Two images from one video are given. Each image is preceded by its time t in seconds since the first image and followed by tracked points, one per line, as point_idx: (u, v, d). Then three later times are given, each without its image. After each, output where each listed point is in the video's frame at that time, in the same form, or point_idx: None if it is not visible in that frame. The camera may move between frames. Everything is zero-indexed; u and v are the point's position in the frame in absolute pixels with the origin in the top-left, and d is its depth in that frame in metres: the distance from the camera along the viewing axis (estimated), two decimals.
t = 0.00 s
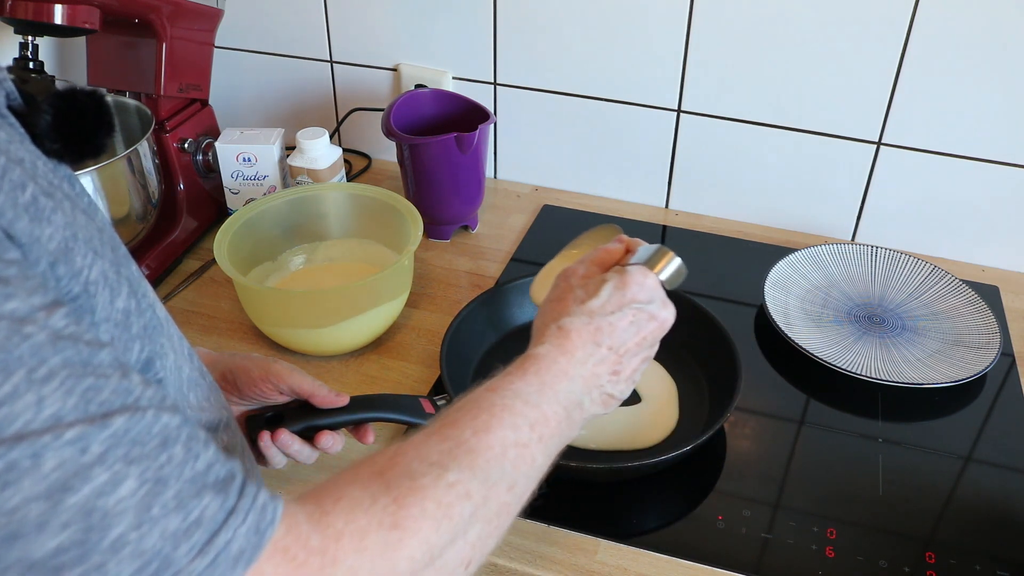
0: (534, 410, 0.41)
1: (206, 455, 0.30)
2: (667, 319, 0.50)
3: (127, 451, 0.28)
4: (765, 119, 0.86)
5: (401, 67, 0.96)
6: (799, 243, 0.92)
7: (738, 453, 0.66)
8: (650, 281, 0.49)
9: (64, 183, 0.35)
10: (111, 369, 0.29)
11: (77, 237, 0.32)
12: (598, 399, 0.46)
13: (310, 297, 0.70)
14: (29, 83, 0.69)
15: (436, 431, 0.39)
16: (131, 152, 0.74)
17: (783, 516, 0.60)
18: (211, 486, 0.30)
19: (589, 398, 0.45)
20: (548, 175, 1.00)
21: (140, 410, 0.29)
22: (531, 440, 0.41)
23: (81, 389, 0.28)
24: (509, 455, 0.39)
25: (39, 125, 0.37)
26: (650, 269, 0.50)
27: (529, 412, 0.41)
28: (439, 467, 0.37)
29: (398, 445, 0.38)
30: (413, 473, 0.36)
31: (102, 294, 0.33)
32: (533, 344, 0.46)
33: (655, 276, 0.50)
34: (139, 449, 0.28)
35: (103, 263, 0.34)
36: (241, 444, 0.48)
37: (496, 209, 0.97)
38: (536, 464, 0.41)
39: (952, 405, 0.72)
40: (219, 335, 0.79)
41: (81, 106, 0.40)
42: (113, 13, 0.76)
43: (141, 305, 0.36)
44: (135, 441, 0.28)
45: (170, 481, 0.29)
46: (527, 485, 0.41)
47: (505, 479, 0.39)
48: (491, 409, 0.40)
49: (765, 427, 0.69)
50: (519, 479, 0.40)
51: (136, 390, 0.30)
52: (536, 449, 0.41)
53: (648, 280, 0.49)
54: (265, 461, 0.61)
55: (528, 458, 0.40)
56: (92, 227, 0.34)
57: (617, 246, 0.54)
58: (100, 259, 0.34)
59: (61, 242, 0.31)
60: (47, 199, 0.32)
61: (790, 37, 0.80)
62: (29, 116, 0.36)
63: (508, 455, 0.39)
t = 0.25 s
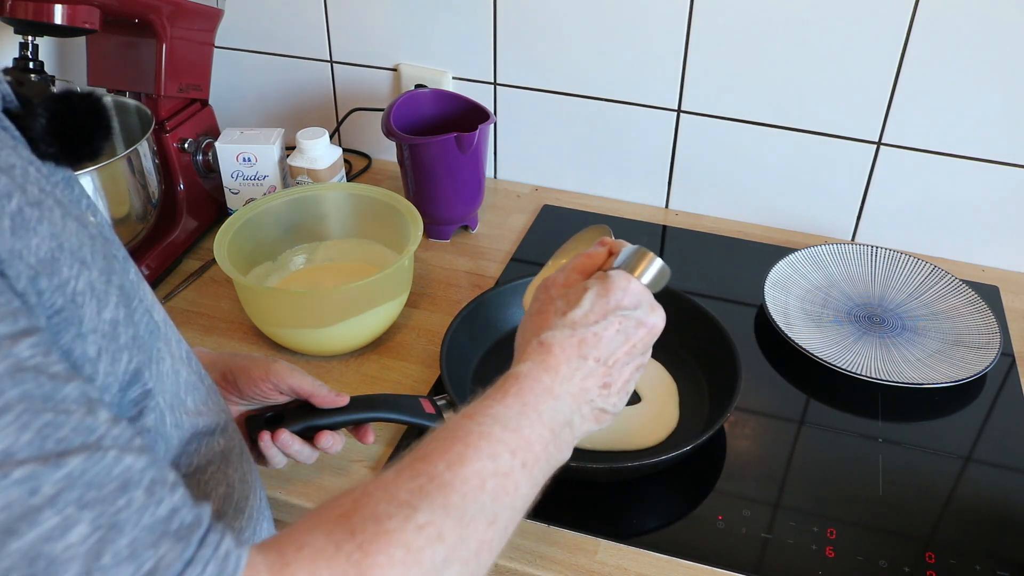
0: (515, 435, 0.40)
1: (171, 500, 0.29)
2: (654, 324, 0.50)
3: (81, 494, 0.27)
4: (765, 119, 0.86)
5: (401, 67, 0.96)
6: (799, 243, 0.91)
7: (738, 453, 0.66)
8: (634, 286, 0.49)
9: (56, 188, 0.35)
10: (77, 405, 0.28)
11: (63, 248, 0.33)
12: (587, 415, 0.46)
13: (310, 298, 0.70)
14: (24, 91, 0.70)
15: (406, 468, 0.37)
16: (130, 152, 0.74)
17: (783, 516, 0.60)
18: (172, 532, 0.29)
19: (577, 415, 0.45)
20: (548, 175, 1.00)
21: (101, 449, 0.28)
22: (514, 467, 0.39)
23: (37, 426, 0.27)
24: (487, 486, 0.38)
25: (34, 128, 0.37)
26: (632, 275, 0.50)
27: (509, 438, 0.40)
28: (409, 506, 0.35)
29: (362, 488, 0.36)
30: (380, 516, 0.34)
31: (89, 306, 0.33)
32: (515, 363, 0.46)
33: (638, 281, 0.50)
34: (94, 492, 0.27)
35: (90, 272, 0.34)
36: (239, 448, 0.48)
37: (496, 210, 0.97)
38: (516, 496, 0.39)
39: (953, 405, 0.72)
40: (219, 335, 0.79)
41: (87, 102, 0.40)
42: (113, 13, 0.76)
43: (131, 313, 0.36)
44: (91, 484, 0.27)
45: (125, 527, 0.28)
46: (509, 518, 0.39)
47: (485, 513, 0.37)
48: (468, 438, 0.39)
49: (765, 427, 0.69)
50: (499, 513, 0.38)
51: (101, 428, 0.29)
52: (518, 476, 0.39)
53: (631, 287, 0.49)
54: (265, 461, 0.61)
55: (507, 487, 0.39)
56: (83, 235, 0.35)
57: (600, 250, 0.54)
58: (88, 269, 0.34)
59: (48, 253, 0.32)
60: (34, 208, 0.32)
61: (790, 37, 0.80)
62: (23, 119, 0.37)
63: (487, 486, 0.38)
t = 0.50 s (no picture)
0: (523, 455, 0.40)
1: (152, 521, 0.29)
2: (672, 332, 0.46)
3: (56, 513, 0.27)
4: (765, 119, 0.86)
5: (401, 67, 0.96)
6: (799, 243, 0.91)
7: (738, 452, 0.66)
8: (645, 291, 0.46)
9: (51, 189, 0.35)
10: (57, 421, 0.28)
11: (55, 253, 0.33)
12: (605, 432, 0.44)
13: (310, 298, 0.70)
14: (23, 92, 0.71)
15: (407, 495, 0.37)
16: (131, 152, 0.74)
17: (784, 516, 0.60)
18: (151, 555, 0.29)
19: (594, 432, 0.44)
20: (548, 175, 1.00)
21: (80, 466, 0.28)
22: (521, 488, 0.39)
23: (13, 442, 0.27)
24: (490, 510, 0.37)
25: (30, 129, 0.37)
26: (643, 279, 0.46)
27: (516, 458, 0.39)
28: (405, 531, 0.35)
29: (360, 511, 0.36)
30: (373, 541, 0.34)
31: (82, 311, 0.33)
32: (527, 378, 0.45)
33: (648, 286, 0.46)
34: (69, 511, 0.27)
35: (83, 278, 0.34)
36: (237, 450, 0.48)
37: (496, 209, 0.97)
38: (523, 521, 0.39)
39: (953, 405, 0.72)
40: (219, 335, 0.79)
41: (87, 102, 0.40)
42: (113, 13, 0.76)
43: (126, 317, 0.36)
44: (67, 503, 0.27)
45: (100, 549, 0.28)
46: (516, 541, 0.39)
47: (489, 537, 0.37)
48: (472, 460, 0.38)
49: (765, 427, 0.69)
50: (504, 537, 0.38)
51: (82, 443, 0.28)
52: (524, 498, 0.39)
53: (643, 294, 0.45)
54: (265, 460, 0.61)
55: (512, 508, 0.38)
56: (78, 238, 0.34)
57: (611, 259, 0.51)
58: (81, 274, 0.34)
59: (39, 258, 0.32)
60: (26, 213, 0.32)
61: (790, 37, 0.80)
62: (18, 119, 0.36)
63: (491, 507, 0.37)
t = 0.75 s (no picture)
0: (550, 444, 0.40)
1: (172, 497, 0.30)
2: (696, 321, 0.46)
3: (75, 491, 0.27)
4: (765, 119, 0.86)
5: (401, 67, 0.96)
6: (799, 243, 0.91)
7: (738, 452, 0.66)
8: (665, 278, 0.46)
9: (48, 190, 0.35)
10: (70, 402, 0.29)
11: (54, 252, 0.33)
12: (635, 423, 0.44)
13: (310, 297, 0.70)
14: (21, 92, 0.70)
15: (434, 482, 0.37)
16: (130, 152, 0.74)
17: (783, 516, 0.60)
18: (173, 530, 0.29)
19: (624, 422, 0.43)
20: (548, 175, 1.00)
21: (97, 446, 0.28)
22: (549, 475, 0.39)
23: (29, 423, 0.27)
24: (518, 494, 0.37)
25: (28, 129, 0.37)
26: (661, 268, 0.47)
27: (542, 446, 0.39)
28: (432, 513, 0.35)
29: (387, 498, 0.37)
30: (400, 522, 0.35)
31: (82, 310, 0.33)
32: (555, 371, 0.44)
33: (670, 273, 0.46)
34: (89, 489, 0.28)
35: (83, 277, 0.34)
36: (235, 450, 0.48)
37: (496, 209, 0.97)
38: (550, 510, 0.39)
39: (952, 405, 0.72)
40: (219, 335, 0.79)
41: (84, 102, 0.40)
42: (113, 13, 0.76)
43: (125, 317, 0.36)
44: (87, 481, 0.28)
45: (121, 526, 0.28)
46: (545, 527, 0.39)
47: (516, 522, 0.37)
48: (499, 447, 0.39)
49: (765, 427, 0.69)
50: (532, 522, 0.38)
51: (97, 424, 0.29)
52: (552, 485, 0.39)
53: (662, 283, 0.45)
54: (265, 460, 0.61)
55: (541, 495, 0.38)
56: (77, 238, 0.34)
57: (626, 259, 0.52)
58: (80, 273, 0.34)
59: (39, 257, 0.32)
60: (26, 213, 0.32)
61: (790, 37, 0.80)
62: (17, 120, 0.36)
63: (518, 493, 0.38)
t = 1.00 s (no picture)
0: (557, 414, 0.40)
1: (197, 462, 0.30)
2: (695, 297, 0.47)
3: (108, 458, 0.28)
4: (765, 119, 0.86)
5: (401, 67, 0.96)
6: (799, 244, 0.91)
7: (738, 452, 0.66)
8: (665, 256, 0.47)
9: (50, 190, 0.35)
10: (95, 375, 0.29)
11: (60, 248, 0.32)
12: (638, 398, 0.44)
13: (310, 297, 0.70)
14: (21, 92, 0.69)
15: (451, 449, 0.38)
16: (130, 152, 0.74)
17: (783, 516, 0.60)
18: (201, 493, 0.30)
19: (627, 397, 0.43)
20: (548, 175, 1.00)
21: (124, 415, 0.29)
22: (557, 443, 0.40)
23: (60, 394, 0.28)
24: (530, 460, 0.38)
25: (30, 130, 0.37)
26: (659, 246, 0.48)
27: (550, 416, 0.40)
28: (450, 476, 0.36)
29: (404, 466, 0.38)
30: (420, 484, 0.36)
31: (87, 306, 0.33)
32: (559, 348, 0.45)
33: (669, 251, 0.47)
34: (121, 456, 0.28)
35: (87, 273, 0.34)
36: (234, 449, 0.48)
37: (495, 209, 0.97)
38: (558, 478, 0.39)
39: (953, 405, 0.72)
40: (219, 334, 0.79)
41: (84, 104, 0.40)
42: (114, 12, 0.76)
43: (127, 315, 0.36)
44: (117, 448, 0.28)
45: (154, 490, 0.29)
46: (555, 494, 0.39)
47: (527, 487, 0.38)
48: (510, 416, 0.40)
49: (765, 427, 0.69)
50: (542, 488, 0.39)
51: (121, 395, 0.30)
52: (562, 452, 0.40)
53: (662, 261, 0.46)
54: (265, 461, 0.61)
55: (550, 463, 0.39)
56: (79, 235, 0.34)
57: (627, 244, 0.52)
58: (85, 270, 0.34)
59: (45, 253, 0.31)
60: (30, 209, 0.32)
61: (790, 36, 0.80)
62: (19, 121, 0.36)
63: (529, 460, 0.38)
